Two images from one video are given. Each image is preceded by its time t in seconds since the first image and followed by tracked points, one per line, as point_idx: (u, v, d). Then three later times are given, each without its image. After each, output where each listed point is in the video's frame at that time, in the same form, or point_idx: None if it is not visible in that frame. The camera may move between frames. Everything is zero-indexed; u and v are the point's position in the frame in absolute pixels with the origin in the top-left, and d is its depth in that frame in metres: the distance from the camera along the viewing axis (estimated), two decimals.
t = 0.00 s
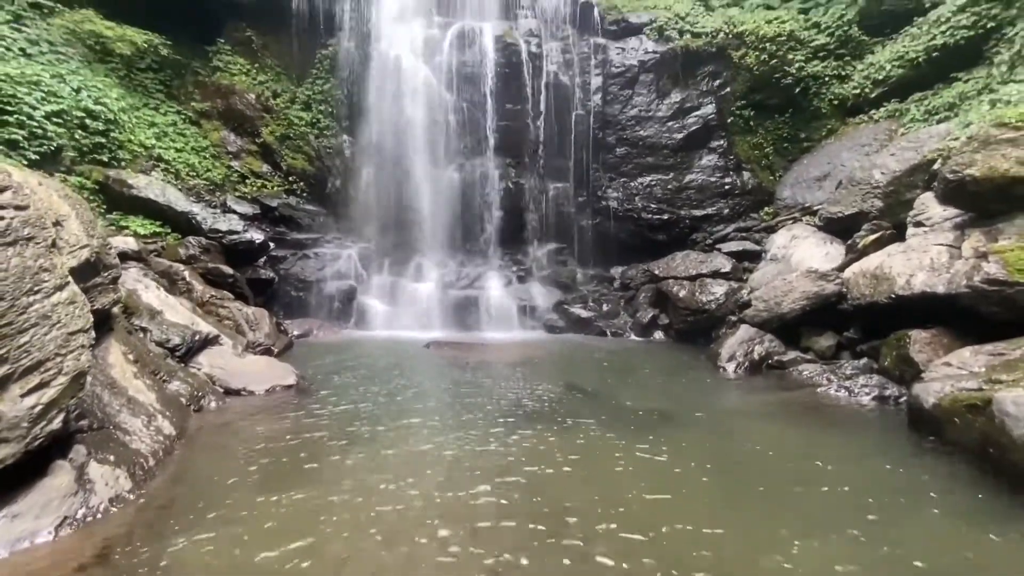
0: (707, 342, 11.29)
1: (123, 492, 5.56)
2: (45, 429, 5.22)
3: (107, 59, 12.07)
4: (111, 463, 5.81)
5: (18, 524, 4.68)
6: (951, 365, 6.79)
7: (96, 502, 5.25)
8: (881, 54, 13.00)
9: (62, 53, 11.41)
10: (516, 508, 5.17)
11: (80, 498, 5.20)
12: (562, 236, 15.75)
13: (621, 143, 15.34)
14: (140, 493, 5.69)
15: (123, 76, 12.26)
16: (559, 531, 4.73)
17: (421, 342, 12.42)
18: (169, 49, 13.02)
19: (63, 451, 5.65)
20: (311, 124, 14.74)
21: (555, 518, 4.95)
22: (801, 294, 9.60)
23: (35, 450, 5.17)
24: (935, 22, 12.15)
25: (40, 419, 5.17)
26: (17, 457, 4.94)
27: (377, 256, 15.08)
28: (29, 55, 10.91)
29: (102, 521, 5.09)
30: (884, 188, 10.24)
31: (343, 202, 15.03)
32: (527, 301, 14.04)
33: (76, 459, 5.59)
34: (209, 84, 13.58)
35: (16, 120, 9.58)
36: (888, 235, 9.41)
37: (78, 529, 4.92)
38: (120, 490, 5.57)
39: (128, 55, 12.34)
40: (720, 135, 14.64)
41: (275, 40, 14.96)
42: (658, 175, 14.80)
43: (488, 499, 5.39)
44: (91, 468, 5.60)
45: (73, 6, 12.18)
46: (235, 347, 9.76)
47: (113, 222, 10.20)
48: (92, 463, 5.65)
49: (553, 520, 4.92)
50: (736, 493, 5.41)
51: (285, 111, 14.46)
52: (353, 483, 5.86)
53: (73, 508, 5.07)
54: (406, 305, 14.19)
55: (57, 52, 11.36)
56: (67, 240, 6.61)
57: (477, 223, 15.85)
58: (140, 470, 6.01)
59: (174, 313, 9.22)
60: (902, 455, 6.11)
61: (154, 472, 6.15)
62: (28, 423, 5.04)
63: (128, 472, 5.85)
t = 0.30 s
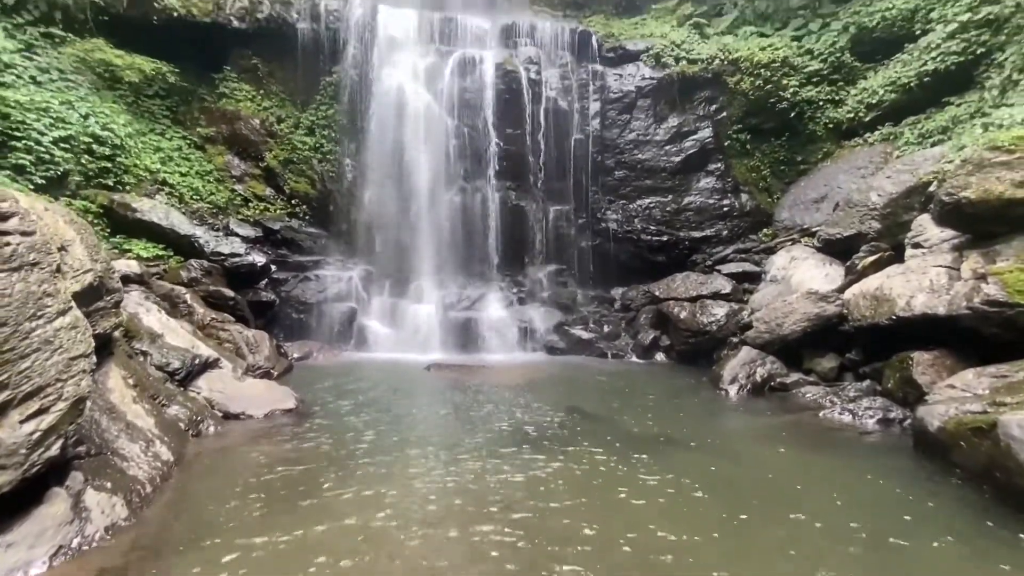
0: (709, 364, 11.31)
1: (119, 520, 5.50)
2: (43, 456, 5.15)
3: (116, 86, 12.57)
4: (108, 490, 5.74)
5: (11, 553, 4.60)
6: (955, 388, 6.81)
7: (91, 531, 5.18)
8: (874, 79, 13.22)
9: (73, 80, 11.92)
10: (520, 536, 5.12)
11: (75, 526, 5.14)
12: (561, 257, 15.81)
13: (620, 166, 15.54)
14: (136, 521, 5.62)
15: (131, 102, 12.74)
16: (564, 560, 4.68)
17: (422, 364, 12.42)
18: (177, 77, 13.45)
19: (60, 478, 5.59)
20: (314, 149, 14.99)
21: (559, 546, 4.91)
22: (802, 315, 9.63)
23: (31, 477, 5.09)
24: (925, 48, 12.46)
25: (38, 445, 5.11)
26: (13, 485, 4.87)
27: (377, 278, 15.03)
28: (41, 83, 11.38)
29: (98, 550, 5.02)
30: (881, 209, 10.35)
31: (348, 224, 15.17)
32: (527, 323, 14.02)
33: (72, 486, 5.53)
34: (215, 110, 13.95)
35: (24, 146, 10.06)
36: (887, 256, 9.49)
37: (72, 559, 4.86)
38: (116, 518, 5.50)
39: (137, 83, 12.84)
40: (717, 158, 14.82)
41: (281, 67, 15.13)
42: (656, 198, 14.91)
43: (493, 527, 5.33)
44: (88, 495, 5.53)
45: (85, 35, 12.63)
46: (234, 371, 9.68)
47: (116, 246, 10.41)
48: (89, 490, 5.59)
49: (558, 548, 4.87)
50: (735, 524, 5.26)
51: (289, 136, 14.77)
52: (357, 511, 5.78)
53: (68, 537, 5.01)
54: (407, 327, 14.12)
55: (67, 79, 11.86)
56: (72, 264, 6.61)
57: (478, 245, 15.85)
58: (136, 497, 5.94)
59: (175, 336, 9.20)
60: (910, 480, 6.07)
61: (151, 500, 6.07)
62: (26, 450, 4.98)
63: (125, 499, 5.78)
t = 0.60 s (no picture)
0: (712, 387, 11.35)
1: (116, 551, 5.41)
2: (42, 485, 5.06)
3: (125, 115, 12.73)
4: (106, 520, 5.66)
5: None
6: (959, 411, 6.82)
7: (88, 562, 5.10)
8: (867, 105, 13.47)
9: (82, 110, 12.04)
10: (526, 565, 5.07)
11: (73, 557, 5.03)
12: (562, 280, 15.87)
13: (619, 190, 15.66)
14: (134, 552, 5.54)
15: (138, 130, 12.90)
16: None
17: (423, 388, 12.36)
18: (184, 105, 13.68)
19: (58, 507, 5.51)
20: (318, 174, 15.09)
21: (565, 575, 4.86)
22: (804, 337, 9.67)
23: (30, 507, 4.98)
24: (916, 74, 12.71)
25: (38, 474, 5.02)
26: (12, 514, 4.73)
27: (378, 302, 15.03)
28: (51, 111, 11.45)
29: None
30: (878, 231, 10.46)
31: (349, 248, 15.20)
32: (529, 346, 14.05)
33: (70, 515, 5.44)
34: (220, 137, 14.09)
35: (33, 173, 9.93)
36: (886, 278, 9.56)
37: None
38: (114, 548, 5.42)
39: (144, 111, 13.01)
40: (715, 181, 14.93)
41: (286, 96, 15.35)
42: (656, 221, 15.04)
43: (499, 556, 5.27)
44: (86, 525, 5.45)
45: (96, 66, 12.87)
46: (235, 397, 9.61)
47: (120, 271, 10.47)
48: (87, 520, 5.51)
49: None
50: (764, 550, 5.25)
51: (293, 162, 14.91)
52: (362, 540, 5.72)
53: (65, 568, 4.89)
54: (408, 351, 14.11)
55: (77, 108, 11.98)
56: (76, 291, 6.60)
57: (479, 268, 15.89)
58: (134, 527, 5.86)
59: (176, 362, 9.16)
60: (916, 506, 6.06)
61: (149, 530, 5.99)
62: (27, 478, 4.89)
63: (123, 529, 5.71)
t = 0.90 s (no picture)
0: (717, 410, 11.35)
1: None
2: (43, 515, 5.00)
3: (132, 143, 12.92)
4: (105, 551, 5.58)
5: None
6: (966, 434, 6.83)
7: None
8: (862, 128, 13.69)
9: (90, 139, 12.19)
10: None
11: None
12: (563, 302, 15.89)
13: (618, 213, 15.80)
14: None
15: (145, 158, 13.08)
16: None
17: (424, 413, 12.26)
18: (191, 134, 13.87)
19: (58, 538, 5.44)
20: (321, 200, 15.19)
21: None
22: (807, 359, 9.70)
23: (30, 538, 4.92)
24: (908, 98, 12.95)
25: (39, 504, 4.96)
26: (11, 545, 4.68)
27: (380, 325, 14.98)
28: (59, 140, 11.66)
29: None
30: (877, 253, 10.56)
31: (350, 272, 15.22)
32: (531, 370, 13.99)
33: (70, 546, 5.38)
34: (225, 164, 14.24)
35: (40, 201, 10.21)
36: (886, 300, 9.62)
37: None
38: None
39: (152, 140, 13.20)
40: (714, 204, 15.11)
41: (291, 124, 15.49)
42: (655, 243, 15.16)
43: None
44: (86, 556, 5.39)
45: (106, 96, 13.09)
46: (236, 424, 9.51)
47: (124, 297, 10.52)
48: (87, 551, 5.45)
49: None
50: None
51: (297, 188, 15.00)
52: (368, 570, 5.64)
53: None
54: (410, 374, 14.04)
55: (85, 137, 12.13)
56: (82, 318, 6.58)
57: (481, 291, 15.89)
58: (133, 558, 5.76)
59: (177, 388, 9.10)
60: (924, 532, 6.04)
61: (149, 561, 5.90)
62: (27, 509, 4.83)
63: (122, 560, 5.62)
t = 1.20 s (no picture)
0: (722, 432, 11.32)
1: None
2: (43, 545, 4.95)
3: (139, 170, 13.08)
4: None
5: None
6: (974, 457, 6.81)
7: None
8: (858, 149, 13.85)
9: (98, 166, 12.38)
10: None
11: None
12: (565, 324, 15.89)
13: (619, 235, 15.86)
14: None
15: (151, 185, 13.22)
16: None
17: (426, 438, 12.14)
18: (197, 160, 13.98)
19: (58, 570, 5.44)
20: (325, 224, 15.28)
21: None
22: (810, 381, 9.70)
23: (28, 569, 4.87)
24: (902, 121, 13.14)
25: (39, 534, 4.91)
26: None
27: (382, 348, 14.91)
28: (68, 168, 11.85)
29: None
30: (878, 273, 10.62)
31: (353, 295, 15.31)
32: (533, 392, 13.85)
33: None
34: (230, 189, 14.38)
35: (46, 228, 10.56)
36: (888, 321, 9.65)
37: None
38: None
39: (158, 166, 13.34)
40: (713, 225, 15.23)
41: (296, 150, 15.55)
42: (656, 264, 15.22)
43: None
44: None
45: (114, 125, 13.22)
46: (237, 450, 9.39)
47: (127, 321, 10.74)
48: None
49: None
50: None
51: (301, 214, 15.10)
52: None
53: None
54: (410, 397, 13.89)
55: (93, 165, 12.32)
56: (87, 345, 6.55)
57: (483, 313, 15.86)
58: None
59: (178, 415, 8.99)
60: (936, 557, 5.98)
61: None
62: (27, 539, 4.78)
63: None
